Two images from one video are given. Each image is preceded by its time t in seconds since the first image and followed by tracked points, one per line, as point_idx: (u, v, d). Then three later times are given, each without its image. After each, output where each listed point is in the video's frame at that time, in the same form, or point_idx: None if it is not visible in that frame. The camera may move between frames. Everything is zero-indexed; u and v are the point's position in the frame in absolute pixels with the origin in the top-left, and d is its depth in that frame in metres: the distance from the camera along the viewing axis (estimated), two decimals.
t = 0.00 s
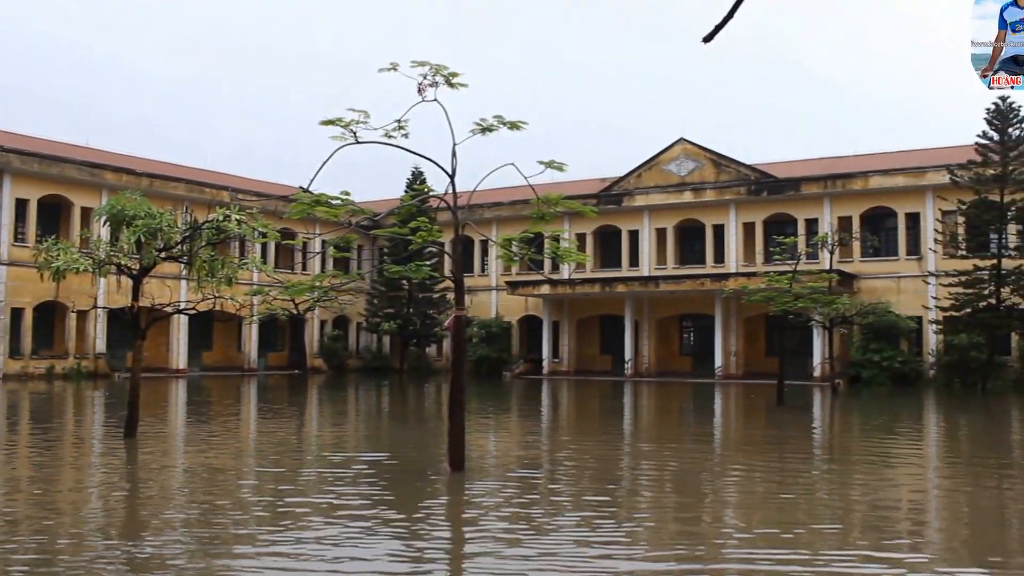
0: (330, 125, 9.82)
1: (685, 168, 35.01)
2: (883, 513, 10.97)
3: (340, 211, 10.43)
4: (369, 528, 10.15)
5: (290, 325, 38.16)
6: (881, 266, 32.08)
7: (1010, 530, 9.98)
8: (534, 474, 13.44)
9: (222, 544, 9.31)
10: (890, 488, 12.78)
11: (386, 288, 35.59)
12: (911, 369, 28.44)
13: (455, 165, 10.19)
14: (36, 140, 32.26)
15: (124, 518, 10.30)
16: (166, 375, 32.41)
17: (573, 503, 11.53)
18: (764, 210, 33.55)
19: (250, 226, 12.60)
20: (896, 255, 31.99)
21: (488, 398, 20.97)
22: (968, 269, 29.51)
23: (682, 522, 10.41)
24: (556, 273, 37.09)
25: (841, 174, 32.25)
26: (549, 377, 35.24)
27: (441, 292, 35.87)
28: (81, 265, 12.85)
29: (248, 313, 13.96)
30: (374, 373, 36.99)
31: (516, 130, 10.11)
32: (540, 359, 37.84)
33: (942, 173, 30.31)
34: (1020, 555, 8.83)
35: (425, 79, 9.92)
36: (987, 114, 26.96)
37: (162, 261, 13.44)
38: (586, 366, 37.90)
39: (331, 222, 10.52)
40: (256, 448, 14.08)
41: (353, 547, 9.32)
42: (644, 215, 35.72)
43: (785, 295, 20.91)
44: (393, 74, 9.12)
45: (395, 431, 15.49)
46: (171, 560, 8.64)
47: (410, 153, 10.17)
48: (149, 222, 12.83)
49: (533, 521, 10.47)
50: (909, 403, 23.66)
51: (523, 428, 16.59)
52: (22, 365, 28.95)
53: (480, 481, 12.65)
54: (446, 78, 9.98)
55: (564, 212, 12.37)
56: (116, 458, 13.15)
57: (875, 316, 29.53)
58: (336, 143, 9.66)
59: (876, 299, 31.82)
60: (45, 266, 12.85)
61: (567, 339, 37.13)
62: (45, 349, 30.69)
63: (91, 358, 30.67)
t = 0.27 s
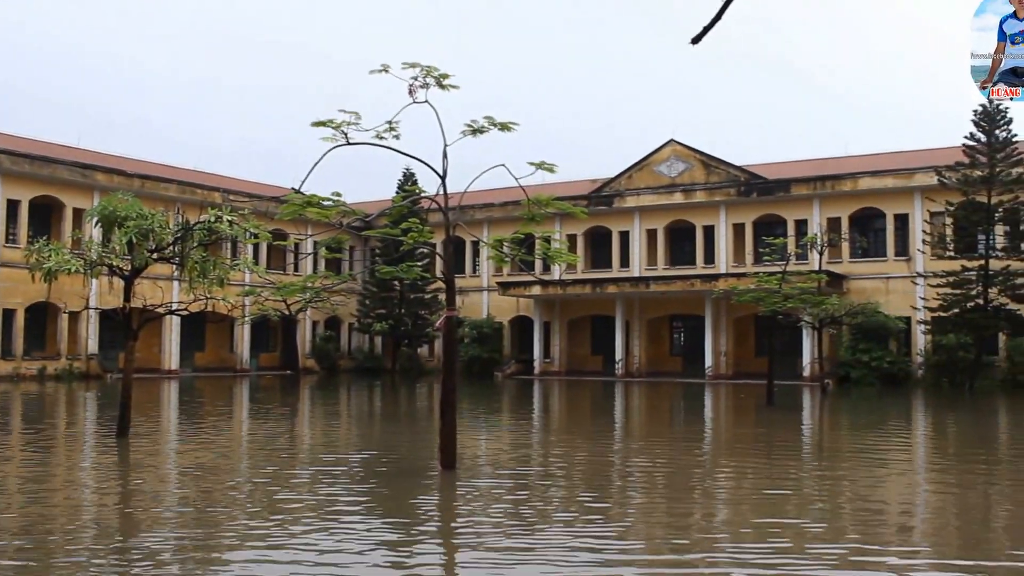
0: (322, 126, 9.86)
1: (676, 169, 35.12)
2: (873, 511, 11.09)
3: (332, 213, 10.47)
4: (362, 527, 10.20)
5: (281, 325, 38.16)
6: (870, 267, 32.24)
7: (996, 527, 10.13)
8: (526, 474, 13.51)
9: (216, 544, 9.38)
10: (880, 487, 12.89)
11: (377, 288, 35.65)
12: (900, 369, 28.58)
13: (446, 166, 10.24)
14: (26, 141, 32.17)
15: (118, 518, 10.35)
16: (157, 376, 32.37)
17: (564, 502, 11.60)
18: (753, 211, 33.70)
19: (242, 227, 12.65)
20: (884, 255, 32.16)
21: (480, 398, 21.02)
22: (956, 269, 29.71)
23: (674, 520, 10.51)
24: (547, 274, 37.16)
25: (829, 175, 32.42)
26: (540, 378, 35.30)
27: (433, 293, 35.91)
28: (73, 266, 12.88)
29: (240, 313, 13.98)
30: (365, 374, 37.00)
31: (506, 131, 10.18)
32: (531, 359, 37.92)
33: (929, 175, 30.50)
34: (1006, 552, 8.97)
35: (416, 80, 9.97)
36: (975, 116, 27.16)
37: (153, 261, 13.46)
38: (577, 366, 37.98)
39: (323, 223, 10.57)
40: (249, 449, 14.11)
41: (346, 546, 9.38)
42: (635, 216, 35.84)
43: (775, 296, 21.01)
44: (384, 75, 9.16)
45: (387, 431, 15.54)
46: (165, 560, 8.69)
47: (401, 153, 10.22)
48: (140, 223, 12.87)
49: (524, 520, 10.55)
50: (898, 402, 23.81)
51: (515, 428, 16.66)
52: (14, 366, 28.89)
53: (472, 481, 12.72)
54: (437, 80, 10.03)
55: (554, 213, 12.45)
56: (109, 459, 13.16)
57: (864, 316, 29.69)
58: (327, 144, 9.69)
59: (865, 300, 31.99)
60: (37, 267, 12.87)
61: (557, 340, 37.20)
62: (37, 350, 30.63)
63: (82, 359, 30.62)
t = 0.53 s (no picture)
0: (316, 127, 9.87)
1: (670, 170, 35.18)
2: (866, 510, 11.17)
3: (326, 213, 10.49)
4: (359, 528, 10.22)
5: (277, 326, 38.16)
6: (862, 268, 32.36)
7: (988, 526, 10.21)
8: (521, 474, 13.56)
9: (211, 544, 9.42)
10: (875, 486, 12.96)
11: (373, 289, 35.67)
12: (893, 369, 28.90)
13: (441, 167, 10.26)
14: (21, 142, 32.11)
15: (114, 519, 10.38)
16: (153, 377, 32.35)
17: (561, 502, 11.63)
18: (747, 212, 33.80)
19: (238, 228, 12.68)
20: (877, 256, 32.29)
21: (476, 399, 21.05)
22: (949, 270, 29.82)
23: (669, 519, 10.57)
24: (541, 275, 37.20)
25: (822, 176, 32.52)
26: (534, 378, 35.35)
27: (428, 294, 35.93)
28: (68, 267, 12.89)
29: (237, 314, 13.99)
30: (360, 375, 37.00)
31: (501, 132, 10.20)
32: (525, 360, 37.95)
33: (922, 176, 30.62)
34: (998, 550, 9.06)
35: (411, 82, 9.99)
36: (967, 118, 27.29)
37: (149, 263, 13.47)
38: (571, 367, 38.02)
39: (318, 225, 10.58)
40: (245, 450, 14.12)
41: (342, 547, 9.40)
42: (629, 217, 35.92)
43: (769, 297, 21.06)
44: (379, 76, 9.17)
45: (383, 432, 15.56)
46: (162, 561, 8.70)
47: (396, 155, 10.22)
48: (136, 224, 12.89)
49: (520, 521, 10.58)
50: (892, 402, 23.91)
51: (511, 428, 16.70)
52: (9, 368, 28.84)
53: (468, 481, 12.75)
54: (432, 81, 10.04)
55: (549, 214, 12.49)
56: (106, 460, 13.16)
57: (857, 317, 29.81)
58: (322, 145, 9.69)
59: (858, 301, 32.12)
60: (32, 268, 12.89)
61: (552, 340, 37.24)
62: (32, 352, 30.60)
63: (78, 360, 30.59)
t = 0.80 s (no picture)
0: (314, 129, 9.89)
1: (666, 172, 35.27)
2: (864, 510, 11.21)
3: (325, 215, 10.51)
4: (357, 529, 10.26)
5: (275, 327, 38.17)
6: (859, 269, 32.43)
7: (986, 525, 10.26)
8: (519, 475, 13.60)
9: (210, 545, 9.45)
10: (872, 486, 13.02)
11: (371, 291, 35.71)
12: (890, 370, 28.81)
13: (439, 169, 10.28)
14: (19, 144, 32.11)
15: (113, 520, 10.40)
16: (151, 379, 32.35)
17: (559, 503, 11.67)
18: (743, 214, 33.86)
19: (236, 231, 12.71)
20: (873, 258, 32.36)
21: (475, 400, 21.08)
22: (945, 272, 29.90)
23: (667, 520, 10.60)
24: (538, 277, 37.24)
25: (819, 178, 32.59)
26: (532, 380, 35.37)
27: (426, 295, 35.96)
28: (67, 270, 12.92)
29: (236, 316, 14.02)
30: (358, 376, 37.01)
31: (499, 134, 10.22)
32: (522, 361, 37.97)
33: (918, 178, 30.71)
34: (996, 550, 9.11)
35: (409, 85, 10.01)
36: (962, 120, 27.36)
37: (147, 264, 13.50)
38: (568, 368, 38.04)
39: (317, 227, 10.60)
40: (244, 451, 14.13)
41: (340, 548, 9.44)
42: (625, 219, 35.98)
43: (766, 298, 21.12)
44: (377, 77, 9.17)
45: (382, 433, 15.60)
46: (162, 562, 8.73)
47: (394, 157, 10.24)
48: (135, 226, 12.90)
49: (519, 521, 10.61)
50: (889, 403, 23.96)
51: (510, 429, 16.75)
52: (8, 369, 28.83)
53: (467, 482, 12.77)
54: (429, 83, 10.06)
55: (547, 216, 12.51)
56: (105, 462, 13.17)
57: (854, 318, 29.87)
58: (319, 147, 9.69)
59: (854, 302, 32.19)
60: (31, 270, 12.92)
61: (550, 341, 37.25)
62: (31, 353, 30.58)
63: (77, 361, 30.59)
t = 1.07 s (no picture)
0: (313, 131, 9.94)
1: (665, 174, 35.38)
2: (861, 511, 11.27)
3: (324, 217, 10.58)
4: (355, 529, 10.33)
5: (274, 329, 38.23)
6: (858, 270, 32.49)
7: (982, 527, 10.32)
8: (517, 475, 13.68)
9: (210, 546, 9.53)
10: (868, 487, 13.08)
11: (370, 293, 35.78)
12: (888, 371, 28.77)
13: (437, 171, 10.34)
14: (19, 146, 32.18)
15: (114, 521, 10.49)
16: (151, 380, 32.42)
17: (556, 504, 11.74)
18: (742, 216, 33.93)
19: (235, 233, 12.79)
20: (872, 259, 32.43)
21: (472, 402, 21.13)
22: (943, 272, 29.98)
23: (664, 520, 10.67)
24: (537, 278, 37.31)
25: (817, 179, 32.66)
26: (531, 381, 35.43)
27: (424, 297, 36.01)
28: (67, 272, 12.99)
29: (235, 318, 14.09)
30: (357, 378, 37.07)
31: (497, 136, 10.29)
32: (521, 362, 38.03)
33: (916, 179, 30.78)
34: (990, 551, 9.18)
35: (407, 87, 10.08)
36: (960, 121, 27.42)
37: (147, 266, 13.57)
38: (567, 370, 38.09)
39: (315, 228, 10.67)
40: (243, 452, 14.19)
41: (339, 548, 9.51)
42: (624, 221, 36.05)
43: (764, 299, 21.16)
44: (376, 80, 9.23)
45: (380, 434, 15.67)
46: (162, 562, 8.81)
47: (392, 159, 10.29)
48: (134, 228, 12.97)
49: (516, 522, 10.69)
50: (887, 404, 24.01)
51: (507, 430, 16.81)
52: (9, 370, 28.91)
53: (465, 483, 12.84)
54: (428, 85, 10.12)
55: (544, 218, 12.59)
56: (104, 463, 13.24)
57: (852, 319, 29.93)
58: (319, 149, 9.74)
59: (852, 303, 32.22)
60: (31, 272, 12.99)
61: (548, 343, 37.31)
62: (31, 355, 30.65)
63: (77, 363, 30.66)
